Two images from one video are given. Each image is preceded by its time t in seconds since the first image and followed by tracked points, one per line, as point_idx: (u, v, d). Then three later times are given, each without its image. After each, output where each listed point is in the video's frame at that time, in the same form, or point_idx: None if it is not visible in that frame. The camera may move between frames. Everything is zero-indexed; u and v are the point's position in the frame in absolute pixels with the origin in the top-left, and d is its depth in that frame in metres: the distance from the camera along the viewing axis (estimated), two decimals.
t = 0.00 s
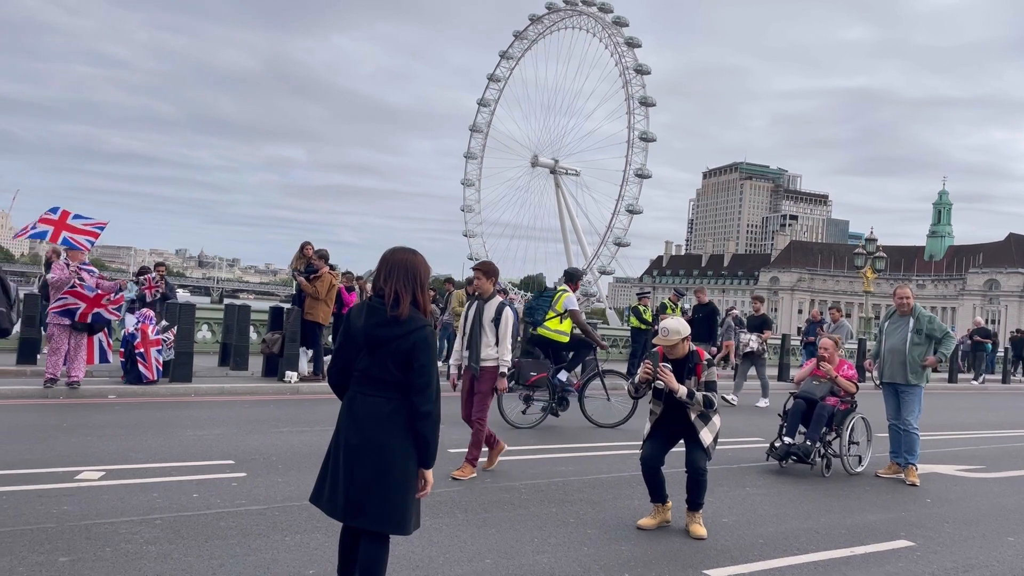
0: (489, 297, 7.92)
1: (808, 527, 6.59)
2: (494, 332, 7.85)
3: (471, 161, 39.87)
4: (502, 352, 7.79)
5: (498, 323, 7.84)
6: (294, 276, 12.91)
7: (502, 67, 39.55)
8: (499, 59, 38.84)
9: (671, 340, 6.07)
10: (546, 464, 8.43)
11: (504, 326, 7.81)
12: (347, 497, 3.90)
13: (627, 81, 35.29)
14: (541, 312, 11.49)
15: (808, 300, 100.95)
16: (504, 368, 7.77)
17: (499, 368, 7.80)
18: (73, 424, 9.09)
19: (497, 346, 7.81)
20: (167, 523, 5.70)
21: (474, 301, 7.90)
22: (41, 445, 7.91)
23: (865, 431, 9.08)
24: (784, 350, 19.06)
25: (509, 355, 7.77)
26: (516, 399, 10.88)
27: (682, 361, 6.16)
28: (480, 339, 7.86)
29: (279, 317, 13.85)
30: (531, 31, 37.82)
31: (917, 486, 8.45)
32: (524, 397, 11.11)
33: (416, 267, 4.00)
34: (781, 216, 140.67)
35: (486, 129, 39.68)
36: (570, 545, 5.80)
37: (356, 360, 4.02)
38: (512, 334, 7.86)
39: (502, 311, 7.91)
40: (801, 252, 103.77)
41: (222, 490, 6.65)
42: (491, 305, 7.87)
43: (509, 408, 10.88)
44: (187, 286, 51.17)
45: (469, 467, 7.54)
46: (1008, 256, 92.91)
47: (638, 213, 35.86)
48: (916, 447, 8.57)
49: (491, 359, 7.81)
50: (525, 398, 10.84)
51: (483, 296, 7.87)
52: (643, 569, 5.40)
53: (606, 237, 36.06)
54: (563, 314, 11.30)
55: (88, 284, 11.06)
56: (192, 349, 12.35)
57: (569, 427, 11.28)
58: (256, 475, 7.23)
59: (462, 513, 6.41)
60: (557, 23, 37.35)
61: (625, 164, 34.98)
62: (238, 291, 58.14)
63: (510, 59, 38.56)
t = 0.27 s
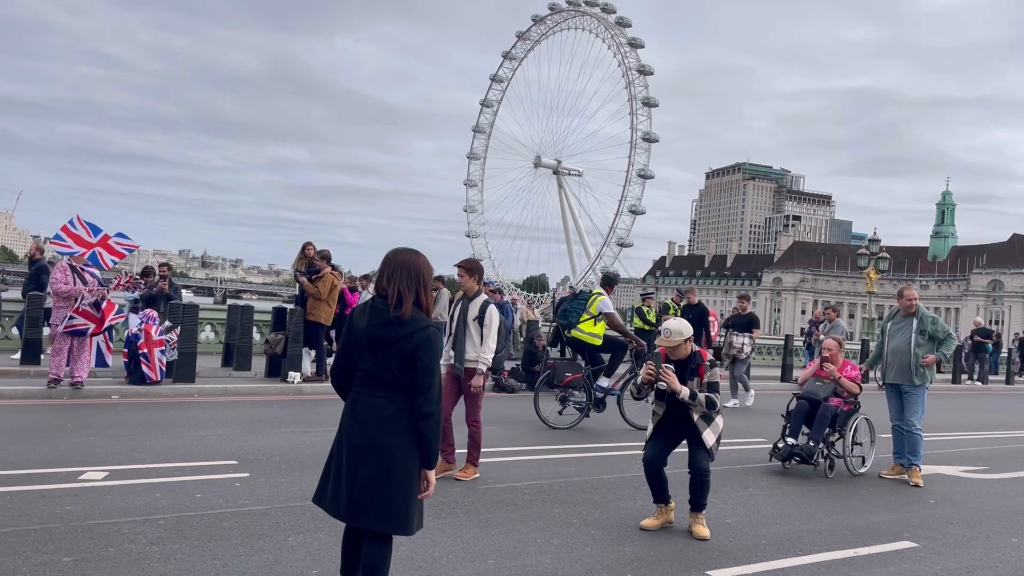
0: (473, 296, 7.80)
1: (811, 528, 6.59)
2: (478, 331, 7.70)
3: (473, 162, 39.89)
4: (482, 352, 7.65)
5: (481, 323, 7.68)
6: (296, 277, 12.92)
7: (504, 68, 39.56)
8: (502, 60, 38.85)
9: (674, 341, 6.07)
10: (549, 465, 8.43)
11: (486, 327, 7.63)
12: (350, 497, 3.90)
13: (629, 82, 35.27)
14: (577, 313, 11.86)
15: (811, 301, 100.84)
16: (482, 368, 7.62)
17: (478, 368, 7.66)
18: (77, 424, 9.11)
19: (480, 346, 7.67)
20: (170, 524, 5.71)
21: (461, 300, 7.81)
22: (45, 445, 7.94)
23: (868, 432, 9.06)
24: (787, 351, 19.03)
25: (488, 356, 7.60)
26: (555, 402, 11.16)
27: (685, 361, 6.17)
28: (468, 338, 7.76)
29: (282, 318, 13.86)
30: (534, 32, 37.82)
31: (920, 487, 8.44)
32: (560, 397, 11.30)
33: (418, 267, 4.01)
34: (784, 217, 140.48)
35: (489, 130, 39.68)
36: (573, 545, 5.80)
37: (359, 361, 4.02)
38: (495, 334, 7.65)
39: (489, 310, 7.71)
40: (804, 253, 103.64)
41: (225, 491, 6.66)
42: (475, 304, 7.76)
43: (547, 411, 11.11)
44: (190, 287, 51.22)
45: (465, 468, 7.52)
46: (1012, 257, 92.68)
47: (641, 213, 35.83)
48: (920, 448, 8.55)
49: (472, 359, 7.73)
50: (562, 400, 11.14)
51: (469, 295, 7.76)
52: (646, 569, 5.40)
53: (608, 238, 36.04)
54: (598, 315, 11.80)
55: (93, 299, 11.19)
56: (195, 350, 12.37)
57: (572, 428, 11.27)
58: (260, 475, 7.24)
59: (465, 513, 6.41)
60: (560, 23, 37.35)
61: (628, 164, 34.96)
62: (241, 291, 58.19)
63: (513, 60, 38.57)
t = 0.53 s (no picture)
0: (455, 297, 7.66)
1: (814, 529, 6.58)
2: (458, 335, 7.66)
3: (476, 162, 39.90)
4: (461, 355, 7.56)
5: (460, 326, 7.63)
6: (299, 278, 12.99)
7: (507, 68, 39.55)
8: (504, 60, 38.87)
9: (675, 342, 6.09)
10: (552, 466, 8.43)
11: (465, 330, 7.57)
12: (353, 498, 3.91)
13: (632, 82, 35.25)
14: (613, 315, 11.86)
15: (814, 301, 100.76)
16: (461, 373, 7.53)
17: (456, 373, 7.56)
18: (81, 425, 9.13)
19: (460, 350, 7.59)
20: (173, 524, 5.72)
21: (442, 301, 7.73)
22: (49, 445, 7.96)
23: (870, 433, 9.06)
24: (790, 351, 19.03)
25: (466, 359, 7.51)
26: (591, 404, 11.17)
27: (687, 362, 6.18)
28: (447, 341, 7.71)
29: (285, 318, 13.88)
30: (537, 33, 37.83)
31: (923, 488, 8.43)
32: (597, 398, 11.29)
33: (420, 268, 4.02)
34: (787, 217, 140.34)
35: (491, 130, 39.69)
36: (575, 546, 5.80)
37: (362, 362, 4.02)
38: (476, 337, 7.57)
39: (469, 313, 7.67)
40: (807, 253, 103.53)
41: (227, 491, 6.67)
42: (455, 306, 7.65)
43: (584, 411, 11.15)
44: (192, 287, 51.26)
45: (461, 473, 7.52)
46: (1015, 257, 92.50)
47: (643, 213, 35.82)
48: (923, 449, 8.54)
49: (452, 361, 7.62)
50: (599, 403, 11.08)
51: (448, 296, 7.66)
52: (649, 571, 5.40)
53: (611, 238, 36.03)
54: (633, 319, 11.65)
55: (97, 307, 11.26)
56: (198, 351, 12.38)
57: (575, 429, 11.28)
58: (263, 476, 7.26)
59: (467, 514, 6.41)
60: (563, 24, 37.34)
61: (631, 165, 34.96)
62: (244, 292, 58.26)
63: (516, 60, 38.57)
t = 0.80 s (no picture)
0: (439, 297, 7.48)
1: (817, 530, 6.57)
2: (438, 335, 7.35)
3: (477, 162, 39.93)
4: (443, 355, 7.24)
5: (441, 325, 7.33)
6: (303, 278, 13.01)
7: (509, 68, 39.57)
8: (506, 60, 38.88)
9: (678, 342, 6.06)
10: (554, 466, 8.43)
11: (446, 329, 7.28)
12: (357, 498, 3.90)
13: (633, 82, 35.26)
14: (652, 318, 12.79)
15: (816, 301, 100.71)
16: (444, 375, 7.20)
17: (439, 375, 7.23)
18: (84, 425, 9.14)
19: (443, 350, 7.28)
20: (175, 524, 5.72)
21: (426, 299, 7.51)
22: (52, 445, 7.98)
23: (873, 433, 9.05)
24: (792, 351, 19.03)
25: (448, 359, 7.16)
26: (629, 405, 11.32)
27: (689, 363, 6.17)
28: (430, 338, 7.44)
29: (287, 319, 13.88)
30: (538, 33, 37.83)
31: (925, 488, 8.42)
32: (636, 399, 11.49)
33: (424, 268, 4.01)
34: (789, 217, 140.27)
35: (493, 131, 39.71)
36: (577, 546, 5.79)
37: (365, 363, 4.02)
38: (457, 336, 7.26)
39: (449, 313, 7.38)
40: (808, 253, 103.47)
41: (229, 491, 6.67)
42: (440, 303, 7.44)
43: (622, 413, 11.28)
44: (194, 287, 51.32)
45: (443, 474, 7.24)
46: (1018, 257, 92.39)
47: (645, 213, 35.82)
48: (925, 449, 8.53)
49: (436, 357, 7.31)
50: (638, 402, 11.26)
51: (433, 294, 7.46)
52: (652, 571, 5.39)
53: (613, 238, 36.03)
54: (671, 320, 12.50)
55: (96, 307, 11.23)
56: (201, 351, 12.39)
57: (577, 429, 11.28)
58: (265, 476, 7.26)
59: (470, 514, 6.41)
60: (564, 24, 37.36)
61: (632, 165, 34.97)
62: (246, 292, 58.33)
63: (517, 61, 38.59)
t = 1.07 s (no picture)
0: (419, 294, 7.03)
1: (818, 530, 6.57)
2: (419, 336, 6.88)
3: (478, 163, 39.94)
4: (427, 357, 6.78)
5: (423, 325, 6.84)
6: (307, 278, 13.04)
7: (510, 69, 39.57)
8: (507, 61, 38.88)
9: (679, 343, 6.05)
10: (556, 466, 8.43)
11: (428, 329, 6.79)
12: (359, 498, 3.90)
13: (634, 82, 35.24)
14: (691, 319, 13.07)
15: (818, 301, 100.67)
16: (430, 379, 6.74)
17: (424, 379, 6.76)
18: (86, 425, 9.15)
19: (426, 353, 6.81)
20: (177, 524, 5.73)
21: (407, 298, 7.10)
22: (53, 445, 7.98)
23: (875, 433, 9.04)
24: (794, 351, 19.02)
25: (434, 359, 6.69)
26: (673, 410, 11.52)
27: (691, 363, 6.16)
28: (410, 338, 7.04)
29: (288, 319, 13.89)
30: (539, 33, 37.83)
31: (927, 489, 8.42)
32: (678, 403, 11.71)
33: (426, 269, 4.01)
34: (790, 217, 140.15)
35: (494, 131, 39.71)
36: (579, 547, 5.79)
37: (367, 362, 4.02)
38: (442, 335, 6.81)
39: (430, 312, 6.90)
40: (810, 253, 103.40)
41: (230, 491, 6.67)
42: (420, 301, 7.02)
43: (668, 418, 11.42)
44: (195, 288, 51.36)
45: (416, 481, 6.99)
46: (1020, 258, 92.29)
47: (646, 213, 35.80)
48: (927, 449, 8.53)
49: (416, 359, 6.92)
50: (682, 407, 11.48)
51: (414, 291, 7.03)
52: (653, 571, 5.39)
53: (614, 238, 36.03)
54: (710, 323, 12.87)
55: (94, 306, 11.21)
56: (202, 351, 12.39)
57: (578, 429, 11.28)
58: (266, 476, 7.26)
59: (471, 514, 6.42)
60: (565, 24, 37.35)
61: (633, 165, 34.96)
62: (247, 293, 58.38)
63: (518, 61, 38.59)
